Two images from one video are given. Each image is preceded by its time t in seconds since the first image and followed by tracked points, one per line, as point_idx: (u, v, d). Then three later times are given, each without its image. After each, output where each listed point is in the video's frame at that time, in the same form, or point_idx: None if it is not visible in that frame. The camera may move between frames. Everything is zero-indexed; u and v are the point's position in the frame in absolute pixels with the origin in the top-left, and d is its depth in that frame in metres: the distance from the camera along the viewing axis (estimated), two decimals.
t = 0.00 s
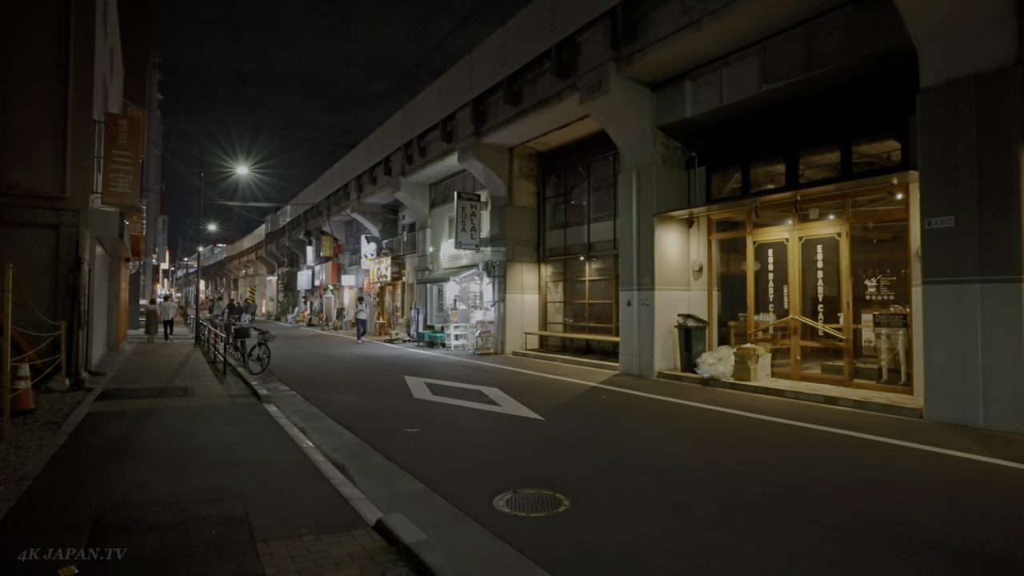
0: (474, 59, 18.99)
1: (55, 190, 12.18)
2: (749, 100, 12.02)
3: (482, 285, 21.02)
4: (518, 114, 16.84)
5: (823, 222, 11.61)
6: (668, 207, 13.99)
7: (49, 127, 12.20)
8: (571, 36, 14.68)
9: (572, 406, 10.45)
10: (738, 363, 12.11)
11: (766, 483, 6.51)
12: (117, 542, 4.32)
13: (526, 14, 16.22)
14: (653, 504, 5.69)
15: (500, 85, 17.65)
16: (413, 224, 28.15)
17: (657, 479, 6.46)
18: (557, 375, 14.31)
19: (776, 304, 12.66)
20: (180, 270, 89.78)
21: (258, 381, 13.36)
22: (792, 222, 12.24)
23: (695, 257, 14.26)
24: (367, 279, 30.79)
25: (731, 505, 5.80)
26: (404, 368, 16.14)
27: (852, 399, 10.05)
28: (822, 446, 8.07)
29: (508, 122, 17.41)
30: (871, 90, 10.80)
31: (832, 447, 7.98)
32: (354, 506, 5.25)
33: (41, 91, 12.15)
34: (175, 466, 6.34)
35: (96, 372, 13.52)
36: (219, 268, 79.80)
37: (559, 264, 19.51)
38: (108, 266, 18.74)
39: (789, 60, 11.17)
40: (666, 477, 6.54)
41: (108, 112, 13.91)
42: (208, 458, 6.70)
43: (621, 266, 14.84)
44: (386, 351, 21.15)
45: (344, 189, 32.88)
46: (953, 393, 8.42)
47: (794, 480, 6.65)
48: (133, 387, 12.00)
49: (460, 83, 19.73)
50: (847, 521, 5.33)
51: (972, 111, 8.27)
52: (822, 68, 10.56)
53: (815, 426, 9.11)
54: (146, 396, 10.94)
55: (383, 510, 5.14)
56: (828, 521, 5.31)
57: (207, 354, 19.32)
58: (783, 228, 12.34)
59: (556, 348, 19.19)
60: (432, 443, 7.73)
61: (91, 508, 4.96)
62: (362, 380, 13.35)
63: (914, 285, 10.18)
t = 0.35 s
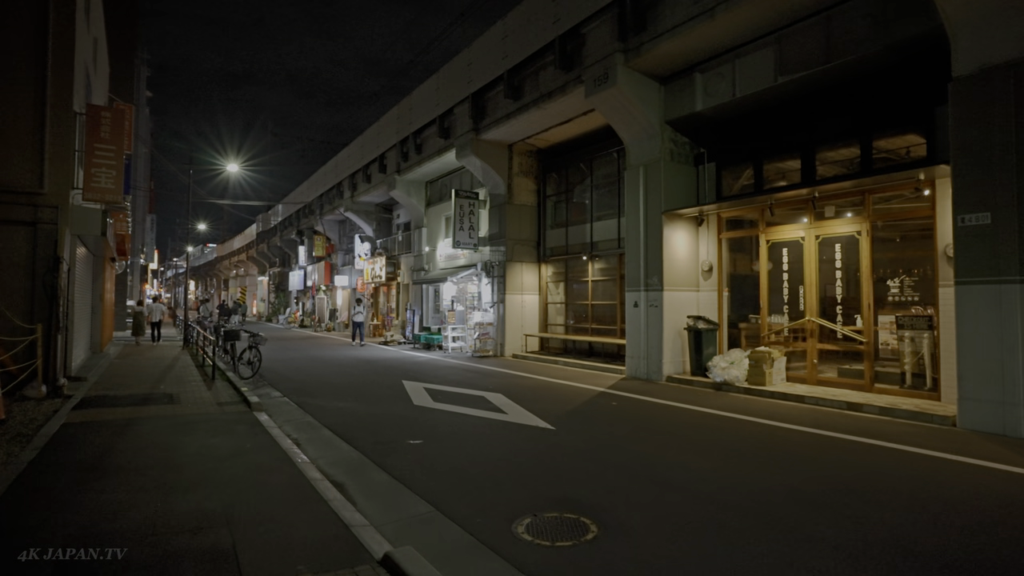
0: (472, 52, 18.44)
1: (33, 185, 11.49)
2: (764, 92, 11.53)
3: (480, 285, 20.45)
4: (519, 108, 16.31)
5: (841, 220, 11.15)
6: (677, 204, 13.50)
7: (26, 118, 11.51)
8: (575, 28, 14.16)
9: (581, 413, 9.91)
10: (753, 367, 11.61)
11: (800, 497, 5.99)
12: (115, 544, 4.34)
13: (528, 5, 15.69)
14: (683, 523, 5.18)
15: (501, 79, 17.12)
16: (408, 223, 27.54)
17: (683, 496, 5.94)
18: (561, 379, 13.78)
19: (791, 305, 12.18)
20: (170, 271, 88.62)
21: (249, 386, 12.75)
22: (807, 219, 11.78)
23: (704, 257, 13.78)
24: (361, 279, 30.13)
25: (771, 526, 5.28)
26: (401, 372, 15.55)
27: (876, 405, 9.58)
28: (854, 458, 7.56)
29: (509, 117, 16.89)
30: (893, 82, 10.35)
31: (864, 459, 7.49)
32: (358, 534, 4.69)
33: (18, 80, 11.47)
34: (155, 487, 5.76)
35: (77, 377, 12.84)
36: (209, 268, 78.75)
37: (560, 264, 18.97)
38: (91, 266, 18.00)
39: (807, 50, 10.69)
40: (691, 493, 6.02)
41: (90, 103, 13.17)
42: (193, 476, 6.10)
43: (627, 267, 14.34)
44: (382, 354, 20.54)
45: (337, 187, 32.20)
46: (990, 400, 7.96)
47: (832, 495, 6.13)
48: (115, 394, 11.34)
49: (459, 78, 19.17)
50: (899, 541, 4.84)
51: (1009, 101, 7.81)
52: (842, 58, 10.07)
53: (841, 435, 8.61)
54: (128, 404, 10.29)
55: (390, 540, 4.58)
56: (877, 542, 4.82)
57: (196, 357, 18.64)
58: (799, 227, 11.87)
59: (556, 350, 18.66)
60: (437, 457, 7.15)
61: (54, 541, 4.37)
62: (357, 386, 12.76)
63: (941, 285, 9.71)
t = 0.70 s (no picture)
0: (474, 44, 17.87)
1: (9, 177, 10.76)
2: (785, 83, 11.04)
3: (481, 285, 19.86)
4: (524, 101, 15.77)
5: (867, 216, 10.66)
6: (690, 201, 13.00)
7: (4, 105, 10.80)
8: (584, 17, 13.64)
9: (598, 420, 9.34)
10: (774, 370, 11.02)
11: (855, 515, 5.46)
12: (115, 544, 4.35)
13: None
14: (737, 547, 4.63)
15: (504, 71, 16.56)
16: (404, 222, 26.89)
17: (728, 515, 5.39)
18: (569, 383, 13.21)
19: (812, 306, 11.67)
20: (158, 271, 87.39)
21: (242, 391, 12.09)
22: (829, 216, 11.29)
23: (718, 256, 13.26)
24: (355, 279, 29.44)
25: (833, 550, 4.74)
26: (400, 375, 14.92)
27: (910, 411, 9.08)
28: (899, 469, 7.04)
29: (513, 111, 16.34)
30: (926, 71, 9.88)
31: (910, 470, 6.97)
32: (376, 566, 4.10)
33: None
34: (140, 508, 5.16)
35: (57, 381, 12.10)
36: (199, 267, 77.61)
37: (563, 263, 18.41)
38: (74, 265, 17.22)
39: (832, 38, 10.19)
40: (735, 512, 5.48)
41: (72, 91, 12.47)
42: (184, 496, 5.48)
43: (638, 266, 13.81)
44: (379, 356, 19.90)
45: (331, 185, 31.49)
46: None
47: (887, 512, 5.61)
48: (98, 400, 10.63)
49: (459, 70, 18.59)
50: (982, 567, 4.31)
51: None
52: (871, 45, 9.60)
53: (878, 444, 8.09)
54: (112, 410, 9.62)
55: None
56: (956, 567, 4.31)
57: (185, 360, 17.90)
58: (820, 223, 11.37)
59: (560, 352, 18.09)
60: (451, 471, 6.57)
61: (30, 564, 3.95)
62: (356, 390, 12.13)
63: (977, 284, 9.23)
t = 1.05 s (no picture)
0: (480, 36, 17.34)
1: None
2: (811, 72, 10.53)
3: (486, 284, 19.34)
4: (533, 93, 15.24)
5: (898, 212, 10.15)
6: (708, 196, 12.49)
7: None
8: (597, 4, 13.11)
9: (620, 426, 8.79)
10: (799, 373, 10.53)
11: (920, 536, 4.96)
12: (116, 544, 4.40)
13: None
14: None
15: (512, 63, 16.04)
16: (406, 220, 26.33)
17: (780, 536, 4.90)
18: (582, 386, 12.70)
19: (838, 306, 11.15)
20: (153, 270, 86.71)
21: (240, 396, 11.54)
22: (857, 211, 10.78)
23: (737, 253, 12.75)
24: (355, 278, 28.86)
25: None
26: (405, 378, 14.37)
27: (951, 417, 8.58)
28: (955, 482, 6.49)
29: (520, 104, 15.84)
30: (964, 58, 9.37)
31: (967, 484, 6.44)
32: None
33: None
34: (127, 530, 4.69)
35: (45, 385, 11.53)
36: (195, 267, 76.89)
37: (572, 262, 17.89)
38: (65, 263, 16.66)
39: (864, 23, 9.67)
40: (787, 532, 4.99)
41: (61, 81, 11.85)
42: (179, 518, 4.95)
43: (652, 264, 13.32)
44: (381, 357, 19.35)
45: (330, 182, 30.91)
46: None
47: (953, 532, 5.11)
48: (87, 405, 10.06)
49: (464, 63, 18.07)
50: None
51: None
52: (907, 31, 9.05)
53: (924, 454, 7.56)
54: (103, 417, 9.09)
55: None
56: None
57: (181, 361, 17.34)
58: (847, 220, 10.85)
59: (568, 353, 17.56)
60: (471, 489, 6.00)
61: (31, 565, 4.03)
62: (359, 394, 11.58)
63: (1023, 282, 8.70)
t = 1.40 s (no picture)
0: (490, 27, 16.76)
1: None
2: (846, 62, 9.90)
3: (495, 285, 18.76)
4: (546, 86, 14.66)
5: (941, 208, 9.55)
6: (733, 193, 11.89)
7: None
8: None
9: (649, 439, 8.19)
10: (834, 380, 9.92)
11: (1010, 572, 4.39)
12: (116, 544, 4.54)
13: None
14: None
15: (524, 55, 15.46)
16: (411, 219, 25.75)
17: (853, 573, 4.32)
18: (600, 392, 12.13)
19: (873, 308, 10.55)
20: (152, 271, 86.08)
21: (242, 403, 10.98)
22: (894, 208, 10.17)
23: (763, 253, 12.14)
24: (358, 279, 28.29)
25: None
26: (414, 382, 13.78)
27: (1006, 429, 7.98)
28: None
29: (532, 98, 15.29)
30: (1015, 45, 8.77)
31: None
32: None
33: None
34: (112, 570, 4.09)
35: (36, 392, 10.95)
36: (195, 267, 76.33)
37: (584, 261, 17.29)
38: (59, 264, 16.10)
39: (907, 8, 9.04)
40: (859, 568, 4.41)
41: (53, 71, 11.29)
42: (171, 554, 4.36)
43: (673, 264, 12.74)
44: (387, 360, 18.77)
45: (333, 181, 30.32)
46: None
47: None
48: (79, 415, 9.48)
49: (473, 56, 17.48)
50: None
51: None
52: (959, 13, 8.37)
53: (989, 471, 6.92)
54: (95, 428, 8.54)
55: None
56: None
57: (180, 365, 16.76)
58: (884, 217, 10.24)
59: (580, 356, 16.96)
60: (496, 514, 5.42)
61: (32, 565, 4.15)
62: (367, 402, 11.00)
63: None
